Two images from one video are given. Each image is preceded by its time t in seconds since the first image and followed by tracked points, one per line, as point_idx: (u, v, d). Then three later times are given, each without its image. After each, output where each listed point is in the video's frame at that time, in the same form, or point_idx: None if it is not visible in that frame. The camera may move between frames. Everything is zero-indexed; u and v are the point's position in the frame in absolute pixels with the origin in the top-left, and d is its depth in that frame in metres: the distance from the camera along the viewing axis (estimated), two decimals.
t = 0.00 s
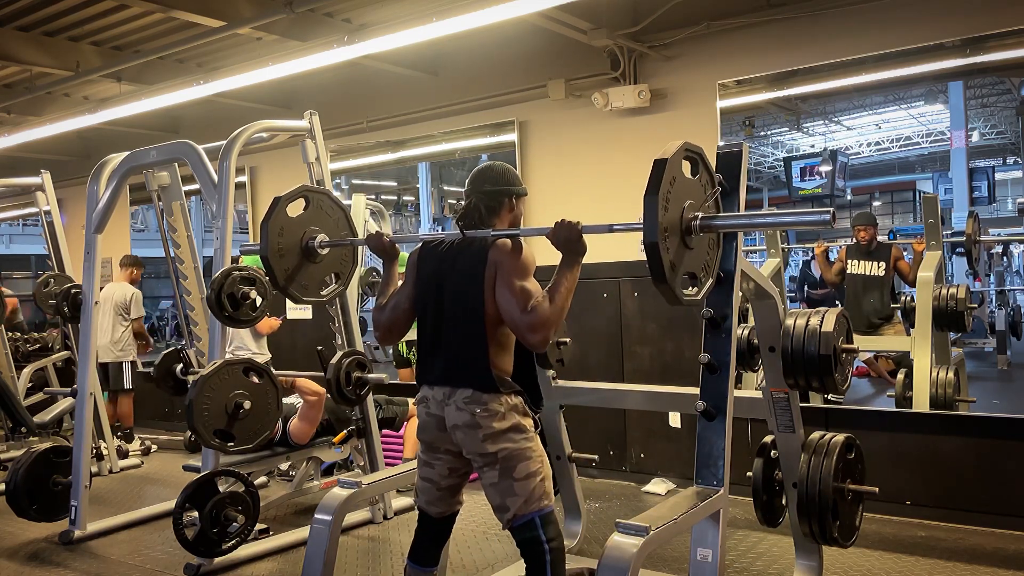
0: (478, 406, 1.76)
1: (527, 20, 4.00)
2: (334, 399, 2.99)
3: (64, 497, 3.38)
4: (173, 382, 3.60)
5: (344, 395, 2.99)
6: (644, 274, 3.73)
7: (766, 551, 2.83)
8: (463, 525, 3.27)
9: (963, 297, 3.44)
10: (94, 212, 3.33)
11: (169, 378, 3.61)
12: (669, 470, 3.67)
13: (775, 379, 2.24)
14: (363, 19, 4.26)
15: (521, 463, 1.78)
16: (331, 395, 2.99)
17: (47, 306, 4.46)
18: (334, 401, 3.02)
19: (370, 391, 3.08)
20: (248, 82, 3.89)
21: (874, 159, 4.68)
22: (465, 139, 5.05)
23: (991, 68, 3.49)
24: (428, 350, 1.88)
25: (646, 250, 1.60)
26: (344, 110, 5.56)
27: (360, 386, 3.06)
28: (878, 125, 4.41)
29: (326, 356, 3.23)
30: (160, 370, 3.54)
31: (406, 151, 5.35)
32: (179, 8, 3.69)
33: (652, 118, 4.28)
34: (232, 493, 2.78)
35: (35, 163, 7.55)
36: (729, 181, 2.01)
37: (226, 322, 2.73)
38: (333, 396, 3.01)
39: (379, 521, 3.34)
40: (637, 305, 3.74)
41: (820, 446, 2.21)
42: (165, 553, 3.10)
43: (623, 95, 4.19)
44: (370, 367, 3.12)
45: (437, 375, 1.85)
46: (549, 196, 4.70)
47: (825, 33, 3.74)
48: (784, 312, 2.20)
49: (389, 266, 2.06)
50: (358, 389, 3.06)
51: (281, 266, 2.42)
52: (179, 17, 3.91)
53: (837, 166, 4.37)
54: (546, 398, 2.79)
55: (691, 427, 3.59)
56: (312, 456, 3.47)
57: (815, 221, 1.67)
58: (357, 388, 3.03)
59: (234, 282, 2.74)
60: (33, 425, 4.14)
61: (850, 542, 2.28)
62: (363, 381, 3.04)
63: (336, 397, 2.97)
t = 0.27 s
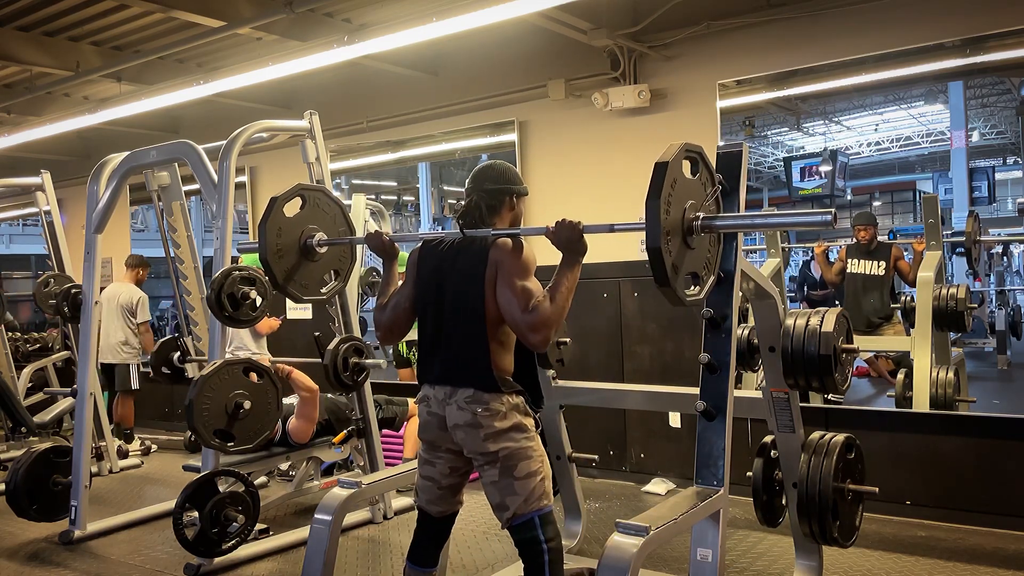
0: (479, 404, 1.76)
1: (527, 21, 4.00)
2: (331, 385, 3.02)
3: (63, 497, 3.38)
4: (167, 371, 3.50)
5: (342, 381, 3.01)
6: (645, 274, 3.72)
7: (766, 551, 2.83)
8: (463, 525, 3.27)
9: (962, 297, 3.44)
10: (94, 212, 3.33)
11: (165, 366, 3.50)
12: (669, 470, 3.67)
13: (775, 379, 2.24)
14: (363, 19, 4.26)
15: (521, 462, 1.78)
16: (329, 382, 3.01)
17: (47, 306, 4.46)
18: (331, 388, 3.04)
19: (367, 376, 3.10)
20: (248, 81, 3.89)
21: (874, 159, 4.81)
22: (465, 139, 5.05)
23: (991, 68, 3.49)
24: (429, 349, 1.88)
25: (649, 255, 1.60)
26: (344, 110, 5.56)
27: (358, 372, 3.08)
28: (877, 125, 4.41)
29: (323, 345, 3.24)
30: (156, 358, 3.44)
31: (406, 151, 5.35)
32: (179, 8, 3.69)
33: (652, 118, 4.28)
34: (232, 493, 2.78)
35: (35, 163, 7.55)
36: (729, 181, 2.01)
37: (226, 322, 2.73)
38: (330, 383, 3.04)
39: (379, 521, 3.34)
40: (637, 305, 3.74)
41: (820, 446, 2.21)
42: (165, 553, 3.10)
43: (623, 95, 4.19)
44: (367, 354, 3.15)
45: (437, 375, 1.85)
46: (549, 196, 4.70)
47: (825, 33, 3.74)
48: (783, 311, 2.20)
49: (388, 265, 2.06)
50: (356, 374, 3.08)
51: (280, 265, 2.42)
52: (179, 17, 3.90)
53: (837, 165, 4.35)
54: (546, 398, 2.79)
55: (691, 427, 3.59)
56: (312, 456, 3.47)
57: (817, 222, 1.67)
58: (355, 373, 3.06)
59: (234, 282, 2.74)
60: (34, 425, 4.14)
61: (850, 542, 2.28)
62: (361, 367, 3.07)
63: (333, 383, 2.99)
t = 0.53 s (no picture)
0: (478, 404, 1.76)
1: (527, 21, 4.00)
2: (326, 366, 2.99)
3: (63, 497, 3.38)
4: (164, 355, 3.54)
5: (339, 363, 3.00)
6: (645, 274, 3.73)
7: (766, 551, 2.83)
8: (463, 525, 3.26)
9: (962, 297, 3.44)
10: (93, 212, 3.33)
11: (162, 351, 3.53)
12: (669, 470, 3.67)
13: (775, 379, 2.24)
14: (363, 19, 4.26)
15: (520, 462, 1.78)
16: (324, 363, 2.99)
17: (47, 305, 4.46)
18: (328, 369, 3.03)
19: (363, 359, 3.09)
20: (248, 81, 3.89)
21: (874, 158, 5.02)
22: (465, 139, 5.05)
23: (991, 68, 3.49)
24: (428, 349, 1.88)
25: (649, 255, 1.60)
26: (344, 110, 5.56)
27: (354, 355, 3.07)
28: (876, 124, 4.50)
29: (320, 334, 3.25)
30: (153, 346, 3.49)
31: (406, 151, 5.35)
32: (179, 8, 3.69)
33: (652, 118, 4.28)
34: (232, 493, 2.78)
35: (34, 163, 7.55)
36: (729, 181, 2.01)
37: (225, 322, 2.73)
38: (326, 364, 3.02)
39: (379, 521, 3.34)
40: (637, 305, 3.74)
41: (820, 446, 2.21)
42: (164, 553, 3.10)
43: (623, 95, 4.19)
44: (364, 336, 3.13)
45: (437, 374, 1.85)
46: (549, 196, 4.70)
47: (825, 33, 3.74)
48: (783, 312, 2.20)
49: (387, 264, 2.05)
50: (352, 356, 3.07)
51: (279, 266, 2.41)
52: (179, 17, 3.90)
53: (837, 165, 4.34)
54: (547, 398, 2.79)
55: (691, 427, 3.59)
56: (312, 456, 3.46)
57: (817, 221, 1.67)
58: (352, 356, 3.04)
59: (234, 282, 2.74)
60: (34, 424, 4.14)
61: (850, 541, 2.28)
62: (358, 349, 3.05)
63: (329, 364, 2.97)
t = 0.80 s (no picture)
0: (477, 404, 1.76)
1: (527, 21, 4.00)
2: (324, 355, 2.98)
3: (63, 497, 3.38)
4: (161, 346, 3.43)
5: (335, 349, 2.98)
6: (645, 274, 3.73)
7: (766, 551, 2.83)
8: (463, 525, 3.26)
9: (963, 297, 3.44)
10: (94, 212, 3.33)
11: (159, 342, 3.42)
12: (669, 470, 3.67)
13: (775, 379, 2.24)
14: (363, 19, 4.26)
15: (518, 462, 1.78)
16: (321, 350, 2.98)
17: (47, 306, 4.46)
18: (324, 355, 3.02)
19: (361, 347, 3.07)
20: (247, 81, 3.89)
21: (873, 158, 5.03)
22: (465, 139, 5.05)
23: (991, 68, 3.49)
24: (428, 349, 1.88)
25: (649, 253, 1.60)
26: (344, 110, 5.56)
27: (352, 343, 3.06)
28: (876, 123, 4.51)
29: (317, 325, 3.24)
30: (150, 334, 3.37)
31: (406, 151, 5.35)
32: (179, 8, 3.69)
33: (652, 118, 4.28)
34: (232, 493, 2.78)
35: (34, 163, 7.55)
36: (729, 181, 2.01)
37: (225, 322, 2.73)
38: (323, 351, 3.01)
39: (379, 521, 3.34)
40: (637, 305, 3.74)
41: (820, 447, 2.21)
42: (164, 553, 3.10)
43: (623, 95, 4.19)
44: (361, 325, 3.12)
45: (436, 374, 1.85)
46: (549, 196, 4.70)
47: (825, 33, 3.73)
48: (783, 312, 2.20)
49: (386, 264, 2.05)
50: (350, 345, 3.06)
51: (279, 266, 2.41)
52: (179, 16, 3.90)
53: (837, 165, 4.35)
54: (546, 398, 2.79)
55: (692, 427, 3.59)
56: (312, 456, 3.46)
57: (817, 220, 1.67)
58: (349, 344, 3.03)
59: (234, 282, 2.74)
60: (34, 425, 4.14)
61: (849, 541, 2.28)
62: (355, 337, 3.04)
63: (327, 351, 2.97)
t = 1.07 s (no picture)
0: (478, 404, 1.76)
1: (527, 21, 4.00)
2: (324, 356, 2.98)
3: (64, 497, 3.38)
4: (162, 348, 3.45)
5: (335, 353, 2.98)
6: (645, 274, 3.73)
7: (766, 551, 2.83)
8: (463, 525, 3.26)
9: (962, 297, 3.44)
10: (94, 212, 3.33)
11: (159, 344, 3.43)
12: (669, 470, 3.67)
13: (775, 379, 2.24)
14: (364, 19, 4.26)
15: (520, 462, 1.78)
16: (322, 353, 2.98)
17: (47, 306, 4.46)
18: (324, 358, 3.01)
19: (362, 351, 3.08)
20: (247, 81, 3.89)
21: (872, 159, 4.91)
22: (465, 139, 5.04)
23: (991, 68, 3.49)
24: (429, 349, 1.88)
25: (648, 251, 1.59)
26: (344, 110, 5.56)
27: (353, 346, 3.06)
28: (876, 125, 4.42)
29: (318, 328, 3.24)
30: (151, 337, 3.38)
31: (406, 152, 5.35)
32: (179, 8, 3.69)
33: (652, 118, 4.28)
34: (232, 493, 2.78)
35: (34, 163, 7.55)
36: (729, 181, 2.00)
37: (226, 322, 2.73)
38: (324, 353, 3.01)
39: (379, 521, 3.34)
40: (637, 306, 3.74)
41: (820, 447, 2.21)
42: (164, 553, 3.10)
43: (623, 95, 4.20)
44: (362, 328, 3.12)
45: (437, 375, 1.85)
46: (549, 195, 4.70)
47: (825, 33, 3.74)
48: (783, 312, 2.20)
49: (386, 265, 2.05)
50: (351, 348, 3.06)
51: (279, 266, 2.41)
52: (179, 16, 3.90)
53: (837, 165, 4.35)
54: (547, 398, 2.79)
55: (692, 427, 3.59)
56: (312, 456, 3.46)
57: (817, 219, 1.67)
58: (350, 347, 3.03)
59: (234, 282, 2.73)
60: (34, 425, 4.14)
61: (850, 541, 2.28)
62: (356, 341, 3.04)
63: (327, 355, 2.96)
